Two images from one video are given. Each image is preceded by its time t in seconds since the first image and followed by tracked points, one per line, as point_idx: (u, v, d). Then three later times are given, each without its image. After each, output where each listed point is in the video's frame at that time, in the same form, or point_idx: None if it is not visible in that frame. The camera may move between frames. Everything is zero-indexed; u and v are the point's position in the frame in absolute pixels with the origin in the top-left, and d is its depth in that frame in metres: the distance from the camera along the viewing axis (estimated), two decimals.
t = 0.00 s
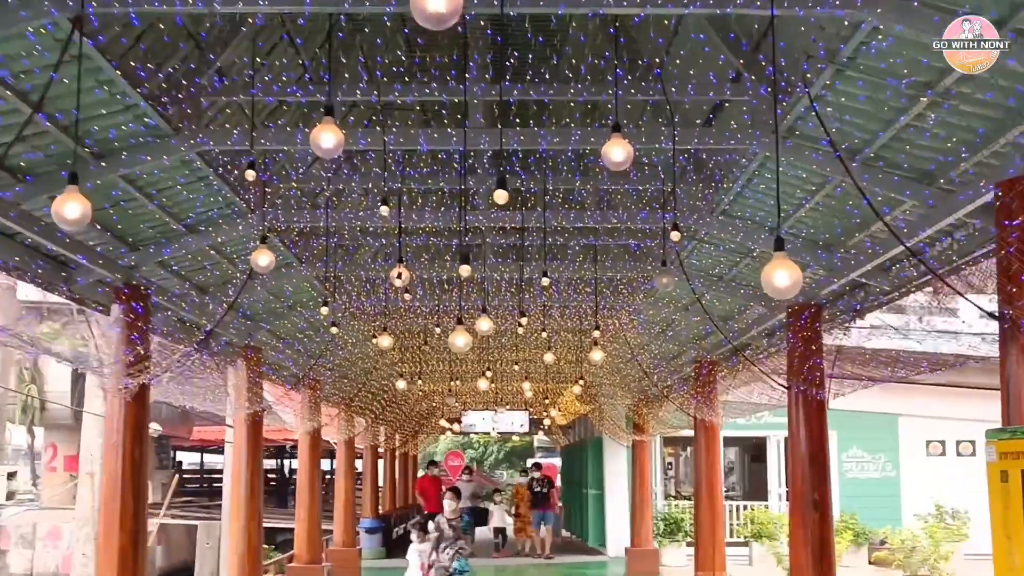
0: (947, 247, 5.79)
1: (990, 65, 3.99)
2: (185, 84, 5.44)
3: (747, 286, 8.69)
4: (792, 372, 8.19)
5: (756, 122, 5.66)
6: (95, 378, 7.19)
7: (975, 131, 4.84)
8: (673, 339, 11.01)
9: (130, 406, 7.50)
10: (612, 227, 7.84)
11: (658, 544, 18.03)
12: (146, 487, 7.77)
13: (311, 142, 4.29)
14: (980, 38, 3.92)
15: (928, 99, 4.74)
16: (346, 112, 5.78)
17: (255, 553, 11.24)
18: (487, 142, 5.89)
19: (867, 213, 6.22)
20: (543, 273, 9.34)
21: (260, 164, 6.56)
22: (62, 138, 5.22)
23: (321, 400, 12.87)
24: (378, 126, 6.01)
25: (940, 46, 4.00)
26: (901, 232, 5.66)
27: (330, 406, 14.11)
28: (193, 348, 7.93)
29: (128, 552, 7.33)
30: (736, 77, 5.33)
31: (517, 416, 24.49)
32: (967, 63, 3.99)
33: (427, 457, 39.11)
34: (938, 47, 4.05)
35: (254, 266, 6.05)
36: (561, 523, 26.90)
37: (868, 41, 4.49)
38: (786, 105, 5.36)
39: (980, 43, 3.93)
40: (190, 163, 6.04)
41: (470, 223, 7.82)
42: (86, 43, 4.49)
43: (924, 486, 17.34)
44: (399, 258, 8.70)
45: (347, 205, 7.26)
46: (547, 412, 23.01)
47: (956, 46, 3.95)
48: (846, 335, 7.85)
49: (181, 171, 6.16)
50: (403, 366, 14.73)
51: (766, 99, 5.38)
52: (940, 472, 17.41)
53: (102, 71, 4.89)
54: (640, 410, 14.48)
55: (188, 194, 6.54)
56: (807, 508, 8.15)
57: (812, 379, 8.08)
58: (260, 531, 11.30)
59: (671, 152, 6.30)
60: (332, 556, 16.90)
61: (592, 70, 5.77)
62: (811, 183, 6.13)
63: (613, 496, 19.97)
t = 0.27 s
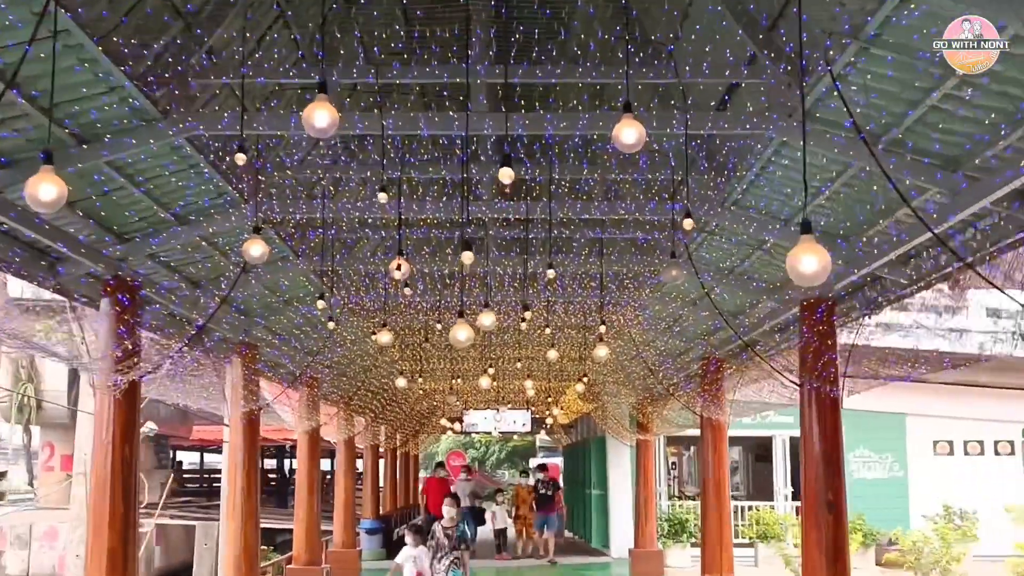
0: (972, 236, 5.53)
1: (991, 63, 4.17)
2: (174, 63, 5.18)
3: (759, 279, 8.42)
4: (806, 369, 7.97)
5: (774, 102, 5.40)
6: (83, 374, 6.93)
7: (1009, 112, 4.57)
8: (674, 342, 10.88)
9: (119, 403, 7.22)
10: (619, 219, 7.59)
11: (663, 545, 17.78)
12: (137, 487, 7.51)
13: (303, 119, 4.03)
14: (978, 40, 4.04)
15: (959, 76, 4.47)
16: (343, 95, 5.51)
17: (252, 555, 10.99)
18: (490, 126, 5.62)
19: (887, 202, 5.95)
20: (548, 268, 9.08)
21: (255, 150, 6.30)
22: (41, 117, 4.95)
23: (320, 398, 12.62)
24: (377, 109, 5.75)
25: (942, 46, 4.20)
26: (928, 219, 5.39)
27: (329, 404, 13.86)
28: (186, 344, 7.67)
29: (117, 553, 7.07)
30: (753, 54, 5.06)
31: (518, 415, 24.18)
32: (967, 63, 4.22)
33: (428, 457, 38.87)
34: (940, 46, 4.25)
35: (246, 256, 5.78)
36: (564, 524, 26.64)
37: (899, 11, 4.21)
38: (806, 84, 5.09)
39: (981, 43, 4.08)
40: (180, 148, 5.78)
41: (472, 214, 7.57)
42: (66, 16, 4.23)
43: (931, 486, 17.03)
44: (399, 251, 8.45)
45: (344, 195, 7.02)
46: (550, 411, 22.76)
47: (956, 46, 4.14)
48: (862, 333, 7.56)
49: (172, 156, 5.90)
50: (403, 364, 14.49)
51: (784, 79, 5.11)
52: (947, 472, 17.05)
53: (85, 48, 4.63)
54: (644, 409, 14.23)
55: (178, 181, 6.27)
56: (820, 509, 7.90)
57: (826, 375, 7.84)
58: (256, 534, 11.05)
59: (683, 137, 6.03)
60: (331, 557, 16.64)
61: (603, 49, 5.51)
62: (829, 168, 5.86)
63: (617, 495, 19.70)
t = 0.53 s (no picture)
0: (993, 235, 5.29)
1: (991, 62, 4.12)
2: (158, 51, 4.94)
3: (768, 280, 8.17)
4: (816, 372, 7.75)
5: (787, 92, 5.17)
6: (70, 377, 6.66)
7: None
8: (676, 345, 10.68)
9: (106, 408, 6.96)
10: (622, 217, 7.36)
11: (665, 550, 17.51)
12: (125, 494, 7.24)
13: (290, 109, 3.79)
14: (979, 38, 4.00)
15: (987, 67, 4.22)
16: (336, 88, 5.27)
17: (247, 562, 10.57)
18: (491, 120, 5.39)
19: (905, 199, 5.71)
20: (551, 268, 8.83)
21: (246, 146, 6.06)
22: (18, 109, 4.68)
23: (317, 402, 12.38)
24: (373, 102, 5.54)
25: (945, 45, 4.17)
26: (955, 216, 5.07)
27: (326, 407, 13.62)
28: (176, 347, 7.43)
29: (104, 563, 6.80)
30: (766, 44, 4.82)
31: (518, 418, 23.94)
32: (969, 63, 4.17)
33: (427, 459, 38.63)
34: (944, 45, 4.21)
35: (235, 255, 5.57)
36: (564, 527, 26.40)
37: None
38: (825, 73, 4.83)
39: (981, 43, 4.04)
40: (167, 143, 5.54)
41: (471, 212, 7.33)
42: None
43: (936, 489, 16.81)
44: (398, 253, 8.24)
45: (338, 193, 6.78)
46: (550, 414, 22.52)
47: (957, 45, 4.07)
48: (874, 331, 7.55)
49: (159, 152, 5.65)
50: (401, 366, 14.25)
51: (801, 69, 4.87)
52: (951, 475, 16.91)
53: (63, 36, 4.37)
54: (646, 412, 14.00)
55: (165, 177, 6.02)
56: (831, 517, 7.64)
57: (837, 379, 7.65)
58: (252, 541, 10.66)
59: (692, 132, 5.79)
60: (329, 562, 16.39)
61: (609, 36, 5.32)
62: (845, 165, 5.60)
63: (618, 499, 19.43)
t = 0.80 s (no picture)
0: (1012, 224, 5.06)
1: (991, 63, 4.09)
2: (137, 28, 4.69)
3: (775, 273, 7.93)
4: (824, 367, 7.52)
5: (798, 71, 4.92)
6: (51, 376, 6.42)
7: None
8: (679, 344, 10.54)
9: (91, 406, 6.71)
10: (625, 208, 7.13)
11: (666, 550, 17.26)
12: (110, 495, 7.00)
13: (273, 85, 3.55)
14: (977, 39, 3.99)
15: (1015, 43, 3.96)
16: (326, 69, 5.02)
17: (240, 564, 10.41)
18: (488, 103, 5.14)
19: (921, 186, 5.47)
20: (552, 263, 8.59)
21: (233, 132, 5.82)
22: None
23: (312, 401, 12.14)
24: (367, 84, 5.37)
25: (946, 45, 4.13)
26: (980, 200, 4.75)
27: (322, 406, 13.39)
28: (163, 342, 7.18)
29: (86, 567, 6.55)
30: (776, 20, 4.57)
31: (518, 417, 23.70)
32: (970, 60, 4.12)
33: (427, 458, 38.42)
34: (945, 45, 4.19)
35: (221, 245, 5.32)
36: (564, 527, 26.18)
37: None
38: (839, 52, 4.59)
39: (981, 42, 4.02)
40: (149, 128, 5.30)
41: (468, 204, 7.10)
42: None
43: (942, 488, 16.53)
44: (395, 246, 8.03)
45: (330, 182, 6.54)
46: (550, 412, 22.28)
47: (957, 45, 4.06)
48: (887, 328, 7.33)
49: (141, 137, 5.41)
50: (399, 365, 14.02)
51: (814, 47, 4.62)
52: (955, 474, 16.69)
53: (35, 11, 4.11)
54: (647, 410, 13.77)
55: (148, 163, 5.78)
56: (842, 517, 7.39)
57: (847, 377, 7.37)
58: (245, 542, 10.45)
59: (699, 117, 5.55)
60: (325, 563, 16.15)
61: (611, 15, 5.07)
62: (859, 149, 5.35)
63: (618, 499, 19.18)
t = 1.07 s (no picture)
0: None
1: (991, 63, 4.05)
2: (121, 18, 4.49)
3: (782, 274, 7.73)
4: (834, 371, 7.31)
5: (813, 64, 4.71)
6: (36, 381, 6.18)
7: None
8: (682, 347, 10.48)
9: (79, 413, 6.47)
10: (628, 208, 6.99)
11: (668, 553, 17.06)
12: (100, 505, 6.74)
13: (260, 75, 3.33)
14: (980, 37, 3.95)
15: None
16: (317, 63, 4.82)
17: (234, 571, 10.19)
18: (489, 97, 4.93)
19: (939, 184, 5.26)
20: (553, 264, 8.38)
21: (225, 129, 5.63)
22: None
23: (310, 404, 11.96)
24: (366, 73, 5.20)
25: (942, 45, 4.08)
26: (1007, 197, 4.57)
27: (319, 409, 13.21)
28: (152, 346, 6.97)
29: None
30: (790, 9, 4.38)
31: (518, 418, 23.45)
32: (968, 62, 4.06)
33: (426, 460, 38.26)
34: (940, 45, 4.14)
35: (210, 246, 5.10)
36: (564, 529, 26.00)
37: None
38: (857, 43, 4.37)
39: (981, 43, 3.97)
40: (136, 124, 5.09)
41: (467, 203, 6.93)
42: None
43: (947, 489, 16.33)
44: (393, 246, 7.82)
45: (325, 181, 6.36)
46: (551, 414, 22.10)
47: (957, 45, 4.00)
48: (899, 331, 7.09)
49: (128, 133, 5.22)
50: (397, 366, 13.85)
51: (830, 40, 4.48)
52: (959, 476, 16.49)
53: (17, 3, 3.86)
54: (649, 412, 13.59)
55: (134, 160, 5.56)
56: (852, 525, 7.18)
57: (858, 380, 7.15)
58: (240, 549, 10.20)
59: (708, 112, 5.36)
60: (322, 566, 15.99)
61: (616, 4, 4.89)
62: (875, 145, 5.12)
63: (620, 503, 18.97)
